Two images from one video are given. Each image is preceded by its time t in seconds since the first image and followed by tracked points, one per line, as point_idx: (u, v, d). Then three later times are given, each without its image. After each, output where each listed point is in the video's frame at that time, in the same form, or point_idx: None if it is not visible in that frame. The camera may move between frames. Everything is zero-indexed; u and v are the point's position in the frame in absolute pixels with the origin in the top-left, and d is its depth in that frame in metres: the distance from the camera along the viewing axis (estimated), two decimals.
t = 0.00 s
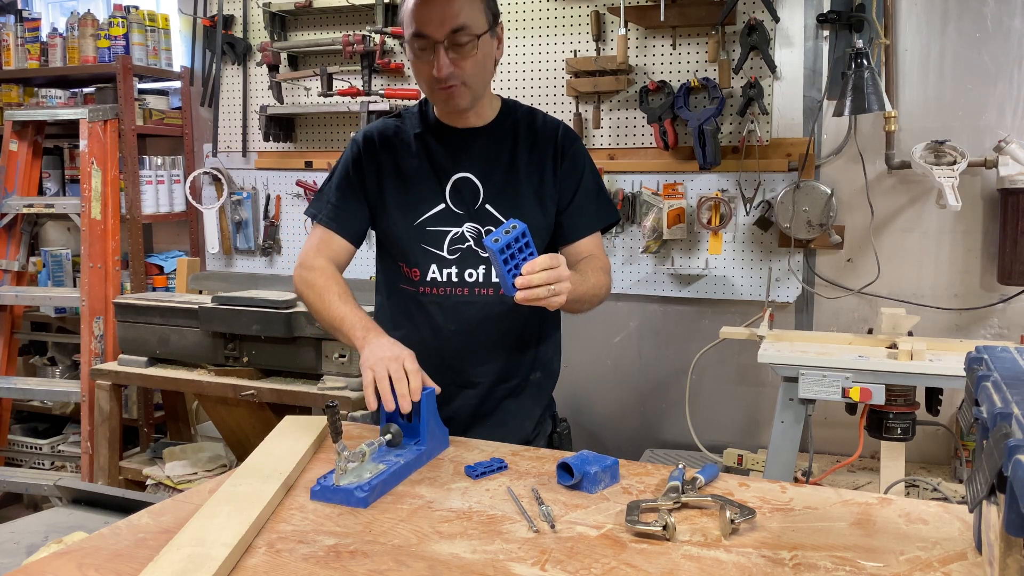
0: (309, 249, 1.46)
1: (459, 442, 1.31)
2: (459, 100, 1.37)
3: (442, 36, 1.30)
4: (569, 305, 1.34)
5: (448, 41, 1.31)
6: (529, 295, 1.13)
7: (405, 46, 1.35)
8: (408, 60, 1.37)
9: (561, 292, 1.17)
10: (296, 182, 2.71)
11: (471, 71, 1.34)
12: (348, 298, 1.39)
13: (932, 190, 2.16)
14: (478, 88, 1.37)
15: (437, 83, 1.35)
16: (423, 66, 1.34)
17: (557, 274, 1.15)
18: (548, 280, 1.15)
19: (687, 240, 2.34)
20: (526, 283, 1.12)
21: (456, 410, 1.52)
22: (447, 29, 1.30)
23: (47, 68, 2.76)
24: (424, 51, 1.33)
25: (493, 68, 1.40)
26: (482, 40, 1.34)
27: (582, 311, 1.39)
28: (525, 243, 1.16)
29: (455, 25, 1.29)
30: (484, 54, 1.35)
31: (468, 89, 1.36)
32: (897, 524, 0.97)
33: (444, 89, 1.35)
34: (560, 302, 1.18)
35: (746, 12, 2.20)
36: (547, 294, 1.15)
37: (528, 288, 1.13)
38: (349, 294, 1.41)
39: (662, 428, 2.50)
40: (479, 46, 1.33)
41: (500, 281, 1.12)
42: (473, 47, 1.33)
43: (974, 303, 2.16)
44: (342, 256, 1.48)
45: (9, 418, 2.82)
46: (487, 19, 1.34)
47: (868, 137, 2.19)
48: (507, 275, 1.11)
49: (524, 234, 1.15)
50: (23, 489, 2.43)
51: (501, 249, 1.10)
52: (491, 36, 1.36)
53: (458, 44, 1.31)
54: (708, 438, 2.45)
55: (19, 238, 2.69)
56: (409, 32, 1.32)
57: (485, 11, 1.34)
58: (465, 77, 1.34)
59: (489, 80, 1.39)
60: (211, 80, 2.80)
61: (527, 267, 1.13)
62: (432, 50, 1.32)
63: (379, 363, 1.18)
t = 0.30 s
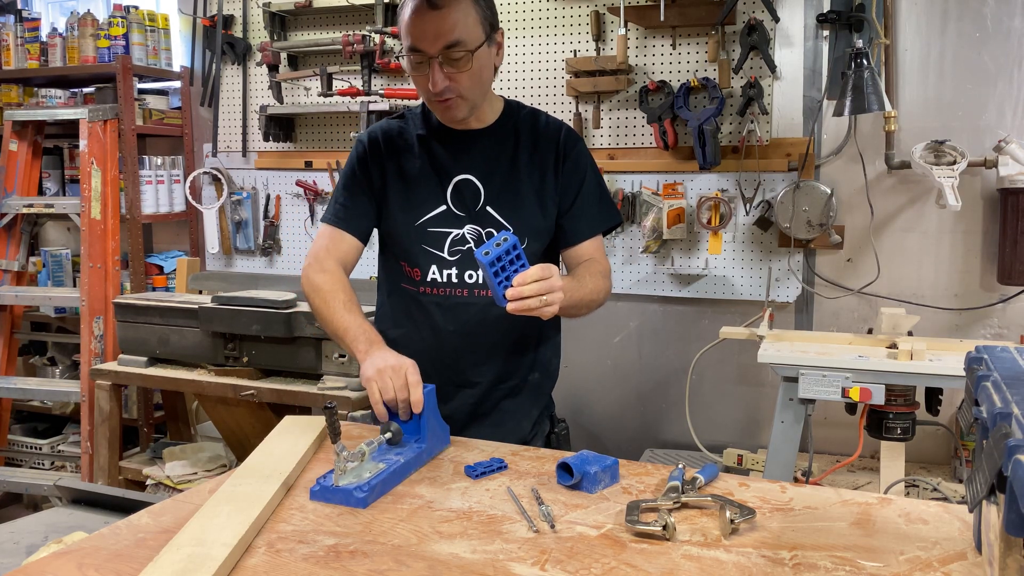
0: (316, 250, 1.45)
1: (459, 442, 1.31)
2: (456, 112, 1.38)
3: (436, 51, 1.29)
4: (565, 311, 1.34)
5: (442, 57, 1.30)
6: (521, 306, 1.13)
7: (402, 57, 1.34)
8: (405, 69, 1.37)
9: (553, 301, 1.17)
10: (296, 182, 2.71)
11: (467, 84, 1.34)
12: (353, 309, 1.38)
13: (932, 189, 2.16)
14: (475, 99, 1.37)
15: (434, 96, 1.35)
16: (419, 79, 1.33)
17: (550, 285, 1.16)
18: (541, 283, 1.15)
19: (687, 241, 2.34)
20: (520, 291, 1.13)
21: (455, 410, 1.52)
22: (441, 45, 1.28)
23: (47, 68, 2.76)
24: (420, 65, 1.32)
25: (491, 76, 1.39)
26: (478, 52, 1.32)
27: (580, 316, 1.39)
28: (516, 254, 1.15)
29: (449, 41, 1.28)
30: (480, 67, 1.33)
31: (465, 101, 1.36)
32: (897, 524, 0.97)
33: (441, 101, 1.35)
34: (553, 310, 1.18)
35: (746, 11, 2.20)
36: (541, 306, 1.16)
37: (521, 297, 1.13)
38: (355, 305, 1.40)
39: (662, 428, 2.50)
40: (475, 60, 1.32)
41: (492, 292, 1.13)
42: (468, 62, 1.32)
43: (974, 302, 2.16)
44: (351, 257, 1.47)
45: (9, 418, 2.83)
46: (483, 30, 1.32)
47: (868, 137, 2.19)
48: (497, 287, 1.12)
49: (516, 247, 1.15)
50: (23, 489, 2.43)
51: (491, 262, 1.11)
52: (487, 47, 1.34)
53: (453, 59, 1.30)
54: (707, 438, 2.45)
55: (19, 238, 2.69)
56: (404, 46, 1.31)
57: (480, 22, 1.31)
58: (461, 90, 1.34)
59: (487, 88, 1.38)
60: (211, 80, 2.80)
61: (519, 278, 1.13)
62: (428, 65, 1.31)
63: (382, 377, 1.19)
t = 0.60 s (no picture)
0: (310, 238, 1.44)
1: (459, 442, 1.30)
2: (466, 102, 1.37)
3: (451, 35, 1.30)
4: (565, 315, 1.34)
5: (457, 41, 1.31)
6: (520, 311, 1.14)
7: (413, 45, 1.35)
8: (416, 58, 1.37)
9: (553, 306, 1.17)
10: (296, 182, 2.71)
11: (479, 72, 1.34)
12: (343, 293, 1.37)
13: (932, 189, 2.16)
14: (485, 89, 1.36)
15: (445, 82, 1.34)
16: (431, 64, 1.33)
17: (549, 290, 1.16)
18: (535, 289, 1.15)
19: (687, 241, 2.34)
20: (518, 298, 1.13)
21: (455, 410, 1.52)
22: (456, 29, 1.30)
23: (47, 68, 2.76)
24: (433, 50, 1.33)
25: (502, 69, 1.40)
26: (490, 40, 1.33)
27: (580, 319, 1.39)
28: (517, 259, 1.16)
29: (463, 24, 1.29)
30: (492, 55, 1.35)
31: (476, 90, 1.36)
32: (897, 524, 0.97)
33: (452, 88, 1.35)
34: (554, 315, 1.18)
35: (746, 11, 2.20)
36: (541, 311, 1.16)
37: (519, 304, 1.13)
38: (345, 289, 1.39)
39: (662, 428, 2.50)
40: (488, 47, 1.33)
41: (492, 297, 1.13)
42: (481, 48, 1.33)
43: (974, 302, 2.16)
44: (342, 248, 1.47)
45: (9, 418, 2.83)
46: (497, 20, 1.34)
47: (868, 137, 2.19)
48: (497, 292, 1.12)
49: (517, 253, 1.16)
50: (23, 489, 2.43)
51: (491, 267, 1.11)
52: (499, 37, 1.36)
53: (467, 43, 1.31)
54: (707, 438, 2.45)
55: (19, 238, 2.69)
56: (418, 31, 1.32)
57: (494, 12, 1.34)
58: (472, 77, 1.34)
59: (497, 80, 1.39)
60: (211, 80, 2.80)
61: (519, 283, 1.14)
62: (441, 49, 1.32)
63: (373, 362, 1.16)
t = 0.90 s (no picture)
0: (319, 250, 1.45)
1: (459, 442, 1.30)
2: (473, 90, 1.37)
3: (462, 21, 1.32)
4: (564, 314, 1.34)
5: (467, 28, 1.33)
6: (520, 309, 1.14)
7: (421, 34, 1.36)
8: (422, 48, 1.38)
9: (553, 305, 1.17)
10: (296, 182, 2.71)
11: (487, 59, 1.35)
12: (355, 314, 1.39)
13: (932, 189, 2.16)
14: (492, 77, 1.37)
15: (453, 69, 1.35)
16: (440, 51, 1.34)
17: (549, 289, 1.16)
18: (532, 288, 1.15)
19: (687, 241, 2.34)
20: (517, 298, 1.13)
21: (456, 410, 1.52)
22: (467, 15, 1.32)
23: (47, 68, 2.76)
24: (443, 36, 1.34)
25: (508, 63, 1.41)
26: (500, 29, 1.36)
27: (581, 318, 1.39)
28: (518, 258, 1.15)
29: (474, 10, 1.32)
30: (501, 45, 1.36)
31: (483, 78, 1.36)
32: (897, 524, 0.97)
33: (459, 75, 1.35)
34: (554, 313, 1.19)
35: (746, 11, 2.20)
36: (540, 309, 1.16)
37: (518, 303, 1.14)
38: (358, 308, 1.41)
39: (662, 428, 2.50)
40: (497, 35, 1.35)
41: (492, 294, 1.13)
42: (491, 35, 1.34)
43: (974, 302, 2.16)
44: (351, 258, 1.47)
45: (9, 418, 2.83)
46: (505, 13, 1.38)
47: (868, 137, 2.19)
48: (497, 290, 1.12)
49: (517, 251, 1.15)
50: (23, 489, 2.43)
51: (492, 265, 1.11)
52: (506, 30, 1.39)
53: (477, 30, 1.33)
54: (708, 438, 2.45)
55: (19, 238, 2.69)
56: (428, 17, 1.33)
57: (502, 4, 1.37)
58: (480, 64, 1.35)
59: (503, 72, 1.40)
60: (211, 80, 2.80)
61: (519, 282, 1.13)
62: (450, 35, 1.33)
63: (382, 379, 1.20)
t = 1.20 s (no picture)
0: (323, 252, 1.45)
1: (459, 442, 1.30)
2: (473, 87, 1.37)
3: (463, 18, 1.32)
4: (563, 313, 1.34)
5: (469, 25, 1.33)
6: (513, 302, 1.14)
7: (422, 31, 1.36)
8: (423, 45, 1.38)
9: (546, 301, 1.18)
10: (296, 182, 2.71)
11: (488, 57, 1.35)
12: (360, 314, 1.39)
13: (932, 189, 2.16)
14: (492, 75, 1.37)
15: (453, 65, 1.34)
16: (441, 47, 1.34)
17: (544, 284, 1.16)
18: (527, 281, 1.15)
19: (687, 241, 2.34)
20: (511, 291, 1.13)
21: (456, 410, 1.52)
22: (469, 13, 1.32)
23: (47, 68, 2.76)
24: (444, 33, 1.34)
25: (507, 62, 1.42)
26: (501, 29, 1.36)
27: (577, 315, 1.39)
28: (515, 251, 1.15)
29: (476, 9, 1.32)
30: (501, 43, 1.37)
31: (484, 75, 1.36)
32: (897, 524, 0.97)
33: (459, 72, 1.35)
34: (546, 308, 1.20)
35: (746, 12, 2.20)
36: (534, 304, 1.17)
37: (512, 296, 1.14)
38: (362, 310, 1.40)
39: (662, 428, 2.50)
40: (498, 34, 1.35)
41: (487, 286, 1.13)
42: (492, 34, 1.35)
43: (974, 302, 2.16)
44: (355, 259, 1.47)
45: (9, 418, 2.83)
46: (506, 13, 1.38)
47: (868, 137, 2.19)
48: (493, 281, 1.12)
49: (514, 243, 1.15)
50: (23, 489, 2.43)
51: (489, 255, 1.10)
52: (506, 30, 1.39)
53: (478, 27, 1.33)
54: (707, 438, 2.45)
55: (19, 238, 2.69)
56: (430, 15, 1.33)
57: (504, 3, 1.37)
58: (481, 62, 1.35)
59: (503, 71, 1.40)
60: (211, 80, 2.80)
61: (514, 274, 1.14)
62: (452, 32, 1.33)
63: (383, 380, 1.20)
